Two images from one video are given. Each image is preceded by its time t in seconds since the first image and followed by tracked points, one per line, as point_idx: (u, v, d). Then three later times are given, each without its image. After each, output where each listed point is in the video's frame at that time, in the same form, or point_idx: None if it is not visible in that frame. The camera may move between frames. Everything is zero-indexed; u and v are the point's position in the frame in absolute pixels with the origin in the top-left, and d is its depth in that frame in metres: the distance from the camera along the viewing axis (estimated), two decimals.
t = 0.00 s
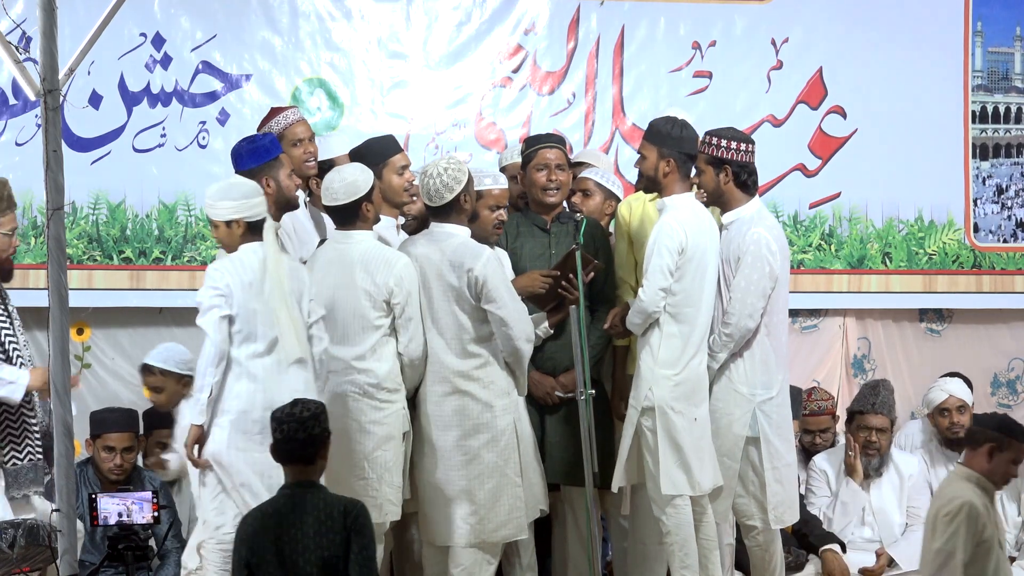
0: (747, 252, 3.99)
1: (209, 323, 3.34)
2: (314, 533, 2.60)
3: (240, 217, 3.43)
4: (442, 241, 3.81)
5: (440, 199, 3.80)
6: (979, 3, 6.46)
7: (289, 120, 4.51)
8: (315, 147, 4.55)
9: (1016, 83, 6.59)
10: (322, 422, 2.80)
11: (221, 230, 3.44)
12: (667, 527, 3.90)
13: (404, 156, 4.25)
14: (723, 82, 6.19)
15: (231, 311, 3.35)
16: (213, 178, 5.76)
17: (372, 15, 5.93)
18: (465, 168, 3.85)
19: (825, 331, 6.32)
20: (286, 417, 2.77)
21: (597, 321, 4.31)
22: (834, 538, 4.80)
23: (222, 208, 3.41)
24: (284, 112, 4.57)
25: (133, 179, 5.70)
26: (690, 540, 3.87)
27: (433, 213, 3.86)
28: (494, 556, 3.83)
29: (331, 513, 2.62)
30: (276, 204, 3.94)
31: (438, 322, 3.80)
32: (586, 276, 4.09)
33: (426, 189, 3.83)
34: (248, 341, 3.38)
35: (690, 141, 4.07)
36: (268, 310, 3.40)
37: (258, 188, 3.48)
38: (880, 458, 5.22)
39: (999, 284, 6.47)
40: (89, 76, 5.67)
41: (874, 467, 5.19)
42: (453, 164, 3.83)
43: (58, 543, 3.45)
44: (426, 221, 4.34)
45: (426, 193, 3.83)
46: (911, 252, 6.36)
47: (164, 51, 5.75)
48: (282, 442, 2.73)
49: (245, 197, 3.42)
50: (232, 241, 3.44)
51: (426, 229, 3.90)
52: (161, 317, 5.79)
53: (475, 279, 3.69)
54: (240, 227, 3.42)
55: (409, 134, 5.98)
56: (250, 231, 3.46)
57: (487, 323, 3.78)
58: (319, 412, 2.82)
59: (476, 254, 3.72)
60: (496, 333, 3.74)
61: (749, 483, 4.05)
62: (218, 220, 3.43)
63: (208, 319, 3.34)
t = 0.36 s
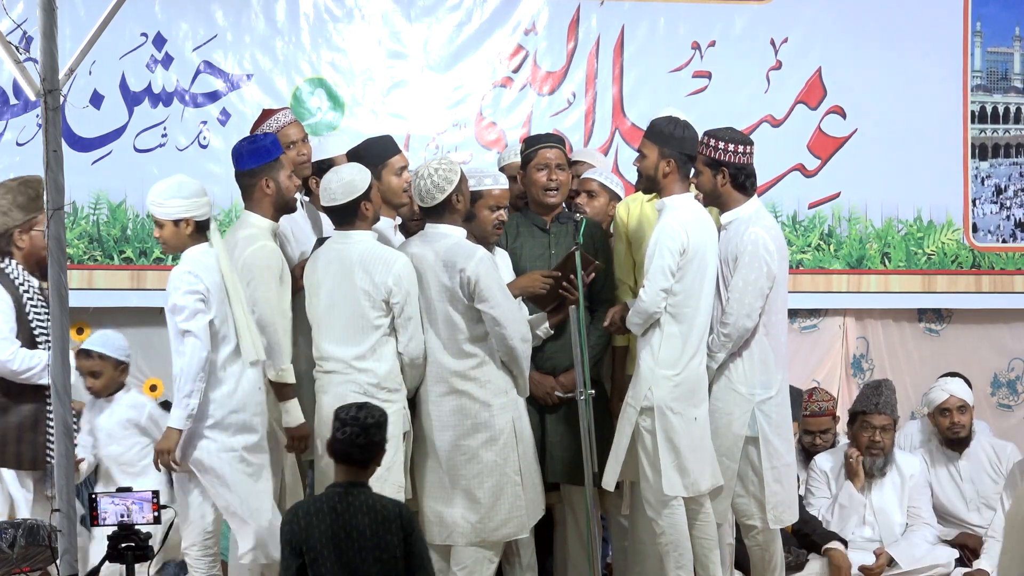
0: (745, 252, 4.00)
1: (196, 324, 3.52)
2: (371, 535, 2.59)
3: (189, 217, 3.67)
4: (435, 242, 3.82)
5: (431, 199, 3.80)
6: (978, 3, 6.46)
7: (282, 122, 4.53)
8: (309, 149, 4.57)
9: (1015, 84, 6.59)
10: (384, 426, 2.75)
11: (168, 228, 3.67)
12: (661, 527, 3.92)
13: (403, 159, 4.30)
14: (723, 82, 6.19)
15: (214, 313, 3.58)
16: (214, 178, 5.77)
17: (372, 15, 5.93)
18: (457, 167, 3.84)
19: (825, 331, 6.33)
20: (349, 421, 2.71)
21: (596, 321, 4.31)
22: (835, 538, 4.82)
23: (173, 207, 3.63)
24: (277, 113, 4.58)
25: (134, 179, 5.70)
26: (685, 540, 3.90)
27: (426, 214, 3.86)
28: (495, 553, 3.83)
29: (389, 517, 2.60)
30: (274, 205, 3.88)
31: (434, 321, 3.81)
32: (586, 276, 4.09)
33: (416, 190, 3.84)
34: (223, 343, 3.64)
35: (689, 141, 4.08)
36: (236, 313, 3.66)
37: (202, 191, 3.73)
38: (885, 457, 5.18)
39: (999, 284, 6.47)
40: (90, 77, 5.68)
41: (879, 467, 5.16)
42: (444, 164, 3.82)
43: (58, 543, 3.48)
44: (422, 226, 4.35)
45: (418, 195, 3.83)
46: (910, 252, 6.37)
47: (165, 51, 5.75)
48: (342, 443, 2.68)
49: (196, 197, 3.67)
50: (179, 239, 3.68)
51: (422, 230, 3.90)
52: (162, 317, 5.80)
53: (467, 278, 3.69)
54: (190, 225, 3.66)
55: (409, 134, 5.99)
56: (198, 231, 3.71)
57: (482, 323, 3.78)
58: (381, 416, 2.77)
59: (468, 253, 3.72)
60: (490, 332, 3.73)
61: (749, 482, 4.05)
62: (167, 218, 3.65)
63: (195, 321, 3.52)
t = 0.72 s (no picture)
0: (744, 252, 4.00)
1: (199, 323, 3.64)
2: (402, 522, 2.65)
3: (169, 216, 3.98)
4: (429, 241, 3.81)
5: (422, 194, 3.80)
6: (977, 3, 6.47)
7: (284, 121, 4.55)
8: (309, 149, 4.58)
9: (1015, 83, 6.59)
10: (412, 417, 2.83)
11: (147, 226, 3.97)
12: (660, 527, 3.93)
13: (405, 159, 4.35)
14: (722, 82, 6.20)
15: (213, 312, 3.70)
16: (214, 178, 5.77)
17: (372, 15, 5.93)
18: (450, 164, 3.84)
19: (825, 331, 6.32)
20: (378, 412, 2.80)
21: (597, 321, 4.31)
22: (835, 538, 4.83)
23: (156, 203, 3.94)
24: (278, 113, 4.60)
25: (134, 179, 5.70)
26: (683, 541, 3.91)
27: (422, 215, 3.85)
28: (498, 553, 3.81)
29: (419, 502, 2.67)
30: (281, 204, 3.92)
31: (431, 320, 3.81)
32: (586, 276, 4.06)
33: (411, 185, 3.85)
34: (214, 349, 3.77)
35: (689, 140, 4.09)
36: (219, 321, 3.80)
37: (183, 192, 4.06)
38: (886, 458, 5.20)
39: (998, 284, 6.48)
40: (91, 77, 5.68)
41: (882, 468, 5.18)
42: (434, 162, 3.83)
43: (58, 543, 3.45)
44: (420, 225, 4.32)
45: (411, 194, 3.85)
46: (908, 252, 6.37)
47: (165, 51, 5.75)
48: (373, 434, 2.78)
49: (176, 197, 3.99)
50: (157, 237, 3.97)
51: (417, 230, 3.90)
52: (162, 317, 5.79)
53: (459, 275, 3.69)
54: (169, 224, 3.97)
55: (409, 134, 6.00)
56: (175, 229, 4.00)
57: (474, 322, 3.78)
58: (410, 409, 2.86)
59: (460, 251, 3.72)
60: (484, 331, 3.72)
61: (749, 482, 4.06)
62: (145, 216, 3.95)
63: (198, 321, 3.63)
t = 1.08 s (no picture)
0: (744, 253, 4.00)
1: (188, 328, 3.41)
2: (461, 512, 2.63)
3: (149, 217, 3.50)
4: (423, 240, 3.80)
5: (416, 194, 3.78)
6: (976, 3, 6.48)
7: (293, 119, 4.53)
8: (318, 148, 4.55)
9: (1014, 83, 6.60)
10: (442, 413, 2.80)
11: (125, 227, 3.48)
12: (666, 528, 3.91)
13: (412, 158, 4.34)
14: (721, 82, 6.20)
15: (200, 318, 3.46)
16: (213, 178, 5.76)
17: (371, 15, 5.92)
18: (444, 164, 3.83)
19: (825, 331, 6.32)
20: (409, 417, 2.77)
21: (597, 323, 4.33)
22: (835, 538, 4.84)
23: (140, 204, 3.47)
24: (288, 110, 4.58)
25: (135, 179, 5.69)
26: (689, 542, 3.90)
27: (415, 216, 3.84)
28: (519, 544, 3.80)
29: (473, 490, 2.65)
30: (284, 204, 3.91)
31: (423, 322, 3.81)
32: (587, 276, 4.03)
33: (404, 185, 3.83)
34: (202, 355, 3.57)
35: (689, 140, 4.08)
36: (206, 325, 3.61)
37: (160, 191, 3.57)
38: (885, 459, 5.21)
39: (997, 284, 6.48)
40: (91, 76, 5.68)
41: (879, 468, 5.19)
42: (427, 163, 3.80)
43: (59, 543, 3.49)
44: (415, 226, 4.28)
45: (404, 193, 3.83)
46: (908, 252, 6.38)
47: (164, 51, 5.74)
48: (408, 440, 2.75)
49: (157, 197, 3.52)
50: (136, 238, 3.49)
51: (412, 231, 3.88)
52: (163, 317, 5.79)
53: (450, 274, 3.68)
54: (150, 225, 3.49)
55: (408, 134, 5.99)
56: (155, 231, 3.54)
57: (467, 322, 3.77)
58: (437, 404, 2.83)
59: (452, 251, 3.72)
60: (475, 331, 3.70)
61: (749, 483, 4.07)
62: (125, 217, 3.47)
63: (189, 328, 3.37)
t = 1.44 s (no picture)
0: (744, 252, 4.00)
1: (159, 329, 3.48)
2: (530, 508, 2.58)
3: (112, 218, 3.64)
4: (421, 240, 3.77)
5: (407, 204, 3.77)
6: (975, 3, 6.48)
7: (302, 115, 4.50)
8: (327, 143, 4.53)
9: (1014, 83, 6.60)
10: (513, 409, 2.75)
11: (90, 229, 3.63)
12: (676, 528, 3.91)
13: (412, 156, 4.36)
14: (721, 82, 6.20)
15: (170, 319, 3.54)
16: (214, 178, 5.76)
17: (370, 14, 5.92)
18: (426, 164, 3.79)
19: (826, 331, 6.31)
20: (483, 408, 2.71)
21: (597, 325, 4.31)
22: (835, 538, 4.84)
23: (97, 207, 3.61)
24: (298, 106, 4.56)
25: (135, 179, 5.69)
26: (698, 545, 3.89)
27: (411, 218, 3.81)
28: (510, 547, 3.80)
29: (545, 487, 2.61)
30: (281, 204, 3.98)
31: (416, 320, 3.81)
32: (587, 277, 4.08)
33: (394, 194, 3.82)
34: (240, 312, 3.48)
35: (682, 141, 4.07)
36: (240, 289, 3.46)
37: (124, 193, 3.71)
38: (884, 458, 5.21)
39: (997, 283, 6.49)
40: (90, 76, 5.68)
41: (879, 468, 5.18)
42: (413, 166, 3.77)
43: (58, 543, 3.43)
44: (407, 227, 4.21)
45: (395, 196, 3.82)
46: (907, 252, 6.38)
47: (164, 51, 5.74)
48: (479, 432, 2.69)
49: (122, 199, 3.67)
50: (100, 240, 3.64)
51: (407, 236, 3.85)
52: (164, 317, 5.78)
53: (447, 270, 3.67)
54: (113, 226, 3.63)
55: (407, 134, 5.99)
56: (119, 233, 3.68)
57: (464, 318, 3.74)
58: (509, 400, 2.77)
59: (449, 247, 3.71)
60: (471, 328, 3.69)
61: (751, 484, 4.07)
62: (88, 219, 3.62)
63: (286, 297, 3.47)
